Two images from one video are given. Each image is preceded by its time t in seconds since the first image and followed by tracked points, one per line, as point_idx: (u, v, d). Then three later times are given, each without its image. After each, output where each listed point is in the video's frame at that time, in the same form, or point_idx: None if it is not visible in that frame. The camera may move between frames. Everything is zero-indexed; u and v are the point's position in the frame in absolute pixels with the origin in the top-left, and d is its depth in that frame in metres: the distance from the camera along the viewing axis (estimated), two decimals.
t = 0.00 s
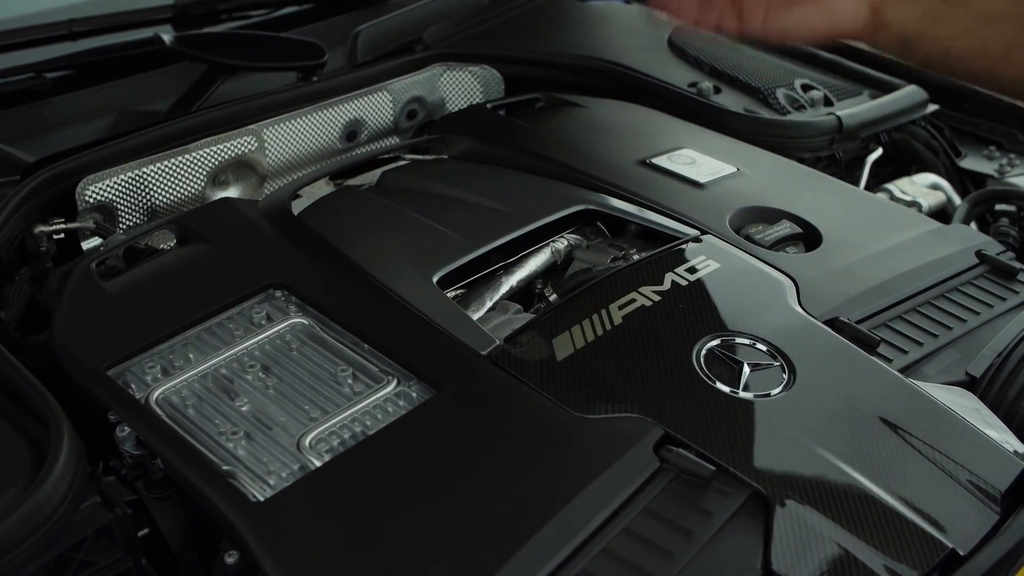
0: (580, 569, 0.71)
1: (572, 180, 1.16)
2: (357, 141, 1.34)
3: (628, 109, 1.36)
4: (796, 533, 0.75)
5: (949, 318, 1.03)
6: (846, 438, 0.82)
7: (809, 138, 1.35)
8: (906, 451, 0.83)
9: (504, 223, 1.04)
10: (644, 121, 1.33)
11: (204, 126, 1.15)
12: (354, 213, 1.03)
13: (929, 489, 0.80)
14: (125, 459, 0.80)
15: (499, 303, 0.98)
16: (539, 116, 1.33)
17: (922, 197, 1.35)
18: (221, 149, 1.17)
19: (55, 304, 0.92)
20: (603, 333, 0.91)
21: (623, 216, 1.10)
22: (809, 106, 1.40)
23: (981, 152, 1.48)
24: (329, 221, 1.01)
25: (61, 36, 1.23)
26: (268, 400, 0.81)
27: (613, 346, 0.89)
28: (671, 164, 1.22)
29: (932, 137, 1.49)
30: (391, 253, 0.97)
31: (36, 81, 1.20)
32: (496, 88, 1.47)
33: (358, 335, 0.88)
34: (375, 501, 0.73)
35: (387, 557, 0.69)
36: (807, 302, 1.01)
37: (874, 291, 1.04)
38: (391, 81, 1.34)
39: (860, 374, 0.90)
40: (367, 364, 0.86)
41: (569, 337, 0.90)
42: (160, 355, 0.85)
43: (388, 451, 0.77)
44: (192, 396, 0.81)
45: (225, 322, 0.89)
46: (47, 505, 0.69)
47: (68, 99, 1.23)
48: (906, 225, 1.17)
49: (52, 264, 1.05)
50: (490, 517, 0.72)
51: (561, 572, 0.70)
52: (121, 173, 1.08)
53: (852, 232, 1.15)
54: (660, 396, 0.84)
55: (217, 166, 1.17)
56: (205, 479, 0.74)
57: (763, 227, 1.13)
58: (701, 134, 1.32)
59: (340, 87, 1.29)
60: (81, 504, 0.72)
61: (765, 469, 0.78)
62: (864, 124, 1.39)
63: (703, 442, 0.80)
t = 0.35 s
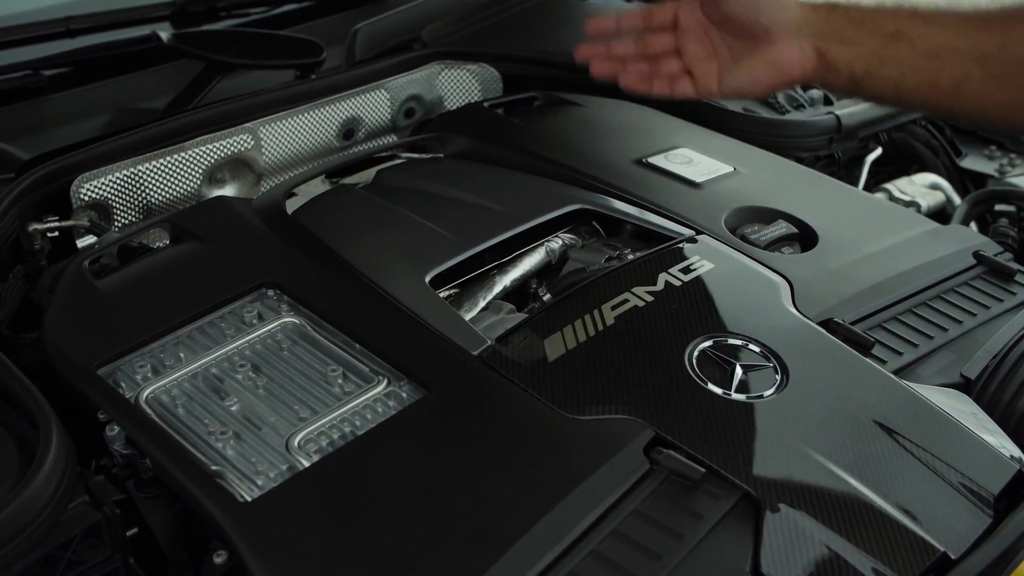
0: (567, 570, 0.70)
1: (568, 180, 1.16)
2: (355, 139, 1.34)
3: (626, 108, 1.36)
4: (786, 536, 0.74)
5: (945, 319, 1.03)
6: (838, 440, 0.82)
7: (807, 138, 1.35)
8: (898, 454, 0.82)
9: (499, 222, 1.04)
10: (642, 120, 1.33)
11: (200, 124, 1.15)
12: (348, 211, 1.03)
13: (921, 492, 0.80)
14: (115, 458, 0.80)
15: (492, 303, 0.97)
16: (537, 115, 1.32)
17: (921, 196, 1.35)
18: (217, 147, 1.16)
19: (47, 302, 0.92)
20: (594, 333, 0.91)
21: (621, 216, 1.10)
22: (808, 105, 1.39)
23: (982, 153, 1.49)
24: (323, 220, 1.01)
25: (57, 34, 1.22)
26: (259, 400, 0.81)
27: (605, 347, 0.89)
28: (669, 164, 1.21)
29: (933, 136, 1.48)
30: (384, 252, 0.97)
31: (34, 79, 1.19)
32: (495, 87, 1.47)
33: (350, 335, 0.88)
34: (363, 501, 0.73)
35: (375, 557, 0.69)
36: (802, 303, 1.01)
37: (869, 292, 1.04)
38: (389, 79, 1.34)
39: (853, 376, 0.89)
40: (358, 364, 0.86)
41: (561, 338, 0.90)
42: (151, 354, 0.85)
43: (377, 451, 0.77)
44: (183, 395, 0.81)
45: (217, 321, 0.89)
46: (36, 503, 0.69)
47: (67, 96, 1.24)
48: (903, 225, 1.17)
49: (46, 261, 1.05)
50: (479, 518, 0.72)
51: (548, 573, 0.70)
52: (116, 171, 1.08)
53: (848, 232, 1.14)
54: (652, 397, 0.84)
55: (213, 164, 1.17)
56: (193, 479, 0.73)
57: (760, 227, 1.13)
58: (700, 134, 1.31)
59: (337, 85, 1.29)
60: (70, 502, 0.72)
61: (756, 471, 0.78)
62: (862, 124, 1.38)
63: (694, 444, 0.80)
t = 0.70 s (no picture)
0: (569, 570, 0.70)
1: (572, 178, 1.15)
2: (360, 136, 1.33)
3: (631, 106, 1.35)
4: (789, 537, 0.74)
5: (951, 318, 1.02)
6: (842, 440, 0.81)
7: (813, 136, 1.35)
8: (903, 454, 0.82)
9: (502, 220, 1.04)
10: (647, 118, 1.32)
11: (204, 121, 1.15)
12: (351, 209, 1.03)
13: (926, 492, 0.79)
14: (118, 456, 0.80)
15: (497, 300, 0.97)
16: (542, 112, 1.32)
17: (928, 194, 1.34)
18: (221, 144, 1.16)
19: (49, 299, 0.92)
20: (597, 331, 0.90)
21: (627, 216, 1.09)
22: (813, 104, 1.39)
23: (988, 151, 1.50)
24: (326, 217, 1.01)
25: (61, 31, 1.21)
26: (261, 397, 0.81)
27: (608, 346, 0.89)
28: (674, 162, 1.21)
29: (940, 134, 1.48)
30: (386, 250, 0.97)
31: (37, 76, 1.19)
32: (500, 85, 1.46)
33: (352, 333, 0.87)
34: (364, 500, 0.73)
35: (376, 556, 0.69)
36: (807, 302, 1.00)
37: (874, 291, 1.03)
38: (393, 76, 1.34)
39: (857, 376, 0.89)
40: (361, 362, 0.85)
41: (563, 336, 0.90)
42: (154, 351, 0.85)
43: (379, 450, 0.76)
44: (185, 392, 0.81)
45: (219, 318, 0.89)
46: (35, 502, 0.69)
47: (70, 93, 1.24)
48: (909, 224, 1.16)
49: (50, 258, 1.05)
50: (481, 517, 0.72)
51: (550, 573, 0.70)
52: (119, 168, 1.08)
53: (854, 231, 1.13)
54: (655, 397, 0.84)
55: (217, 161, 1.17)
56: (195, 477, 0.73)
57: (764, 225, 1.12)
58: (705, 133, 1.31)
59: (341, 82, 1.29)
60: (71, 500, 0.72)
61: (759, 471, 0.78)
62: (868, 122, 1.37)
63: (697, 444, 0.80)
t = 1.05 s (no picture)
0: (582, 569, 0.70)
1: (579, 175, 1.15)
2: (367, 135, 1.33)
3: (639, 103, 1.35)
4: (802, 535, 0.74)
5: (961, 315, 1.02)
6: (853, 437, 0.81)
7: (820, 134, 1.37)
8: (916, 452, 0.81)
9: (510, 219, 1.04)
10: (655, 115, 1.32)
11: (211, 121, 1.15)
12: (360, 208, 1.03)
13: (939, 489, 0.79)
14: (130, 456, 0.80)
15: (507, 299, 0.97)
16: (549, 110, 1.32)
17: (935, 192, 1.34)
18: (229, 143, 1.16)
19: (59, 300, 0.92)
20: (608, 331, 0.90)
21: (634, 214, 1.09)
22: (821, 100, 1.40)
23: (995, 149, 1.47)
24: (334, 216, 1.01)
25: (69, 31, 1.21)
26: (272, 397, 0.81)
27: (620, 344, 0.89)
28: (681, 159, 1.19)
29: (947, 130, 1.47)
30: (396, 250, 0.97)
31: (44, 76, 1.19)
32: (506, 83, 1.46)
33: (363, 332, 0.87)
34: (377, 499, 0.73)
35: (388, 557, 0.69)
36: (817, 300, 1.00)
37: (884, 289, 1.03)
38: (400, 75, 1.33)
39: (868, 373, 0.88)
40: (372, 362, 0.85)
41: (574, 336, 0.90)
42: (164, 352, 0.85)
43: (390, 449, 0.76)
44: (196, 392, 0.81)
45: (230, 318, 0.89)
46: (49, 503, 0.69)
47: (75, 94, 1.25)
48: (918, 221, 1.15)
49: (59, 258, 1.05)
50: (493, 516, 0.72)
51: (563, 572, 0.70)
52: (127, 168, 1.08)
53: (863, 228, 1.13)
54: (667, 395, 0.84)
55: (225, 161, 1.17)
56: (207, 477, 0.73)
57: (773, 223, 1.12)
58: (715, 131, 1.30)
59: (348, 81, 1.28)
60: (85, 501, 0.72)
61: (772, 469, 0.77)
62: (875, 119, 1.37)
63: (708, 442, 0.80)
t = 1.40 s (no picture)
0: (600, 565, 0.70)
1: (588, 172, 1.15)
2: (375, 134, 1.33)
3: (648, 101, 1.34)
4: (820, 530, 0.74)
5: (972, 310, 1.02)
6: (867, 433, 0.81)
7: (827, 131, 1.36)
8: (929, 447, 0.82)
9: (522, 216, 1.04)
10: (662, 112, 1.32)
11: (220, 121, 1.16)
12: (371, 206, 1.03)
13: (954, 484, 0.79)
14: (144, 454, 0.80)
15: (520, 295, 0.97)
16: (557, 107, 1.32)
17: (943, 188, 1.34)
18: (239, 142, 1.16)
19: (72, 298, 0.92)
20: (621, 327, 0.90)
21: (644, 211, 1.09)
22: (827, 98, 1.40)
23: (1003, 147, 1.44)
24: (346, 214, 1.01)
25: (80, 30, 1.22)
26: (287, 394, 0.81)
27: (634, 341, 0.89)
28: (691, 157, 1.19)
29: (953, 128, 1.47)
30: (408, 247, 0.97)
31: (53, 76, 1.19)
32: (512, 82, 1.47)
33: (377, 330, 0.87)
34: (393, 495, 0.73)
35: (406, 553, 0.69)
36: (829, 296, 1.00)
37: (895, 285, 1.03)
38: (409, 73, 1.34)
39: (882, 369, 0.89)
40: (386, 359, 0.85)
41: (588, 331, 0.90)
42: (179, 349, 0.85)
43: (406, 446, 0.76)
44: (211, 390, 0.81)
45: (243, 316, 0.89)
46: (67, 501, 0.69)
47: (85, 92, 1.24)
48: (927, 218, 1.16)
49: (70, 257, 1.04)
50: (510, 512, 0.72)
51: (581, 568, 0.70)
52: (138, 167, 1.08)
53: (873, 224, 1.13)
54: (681, 391, 0.84)
55: (234, 160, 1.17)
56: (225, 474, 0.73)
57: (784, 219, 1.12)
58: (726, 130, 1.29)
59: (356, 80, 1.28)
60: (100, 499, 0.72)
61: (787, 464, 0.78)
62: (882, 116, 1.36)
63: (724, 438, 0.80)
